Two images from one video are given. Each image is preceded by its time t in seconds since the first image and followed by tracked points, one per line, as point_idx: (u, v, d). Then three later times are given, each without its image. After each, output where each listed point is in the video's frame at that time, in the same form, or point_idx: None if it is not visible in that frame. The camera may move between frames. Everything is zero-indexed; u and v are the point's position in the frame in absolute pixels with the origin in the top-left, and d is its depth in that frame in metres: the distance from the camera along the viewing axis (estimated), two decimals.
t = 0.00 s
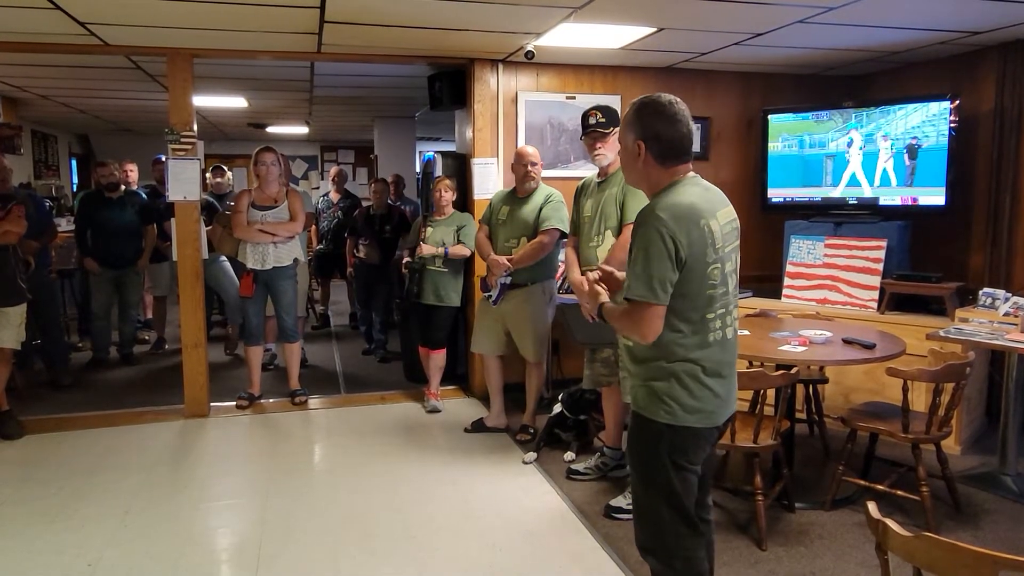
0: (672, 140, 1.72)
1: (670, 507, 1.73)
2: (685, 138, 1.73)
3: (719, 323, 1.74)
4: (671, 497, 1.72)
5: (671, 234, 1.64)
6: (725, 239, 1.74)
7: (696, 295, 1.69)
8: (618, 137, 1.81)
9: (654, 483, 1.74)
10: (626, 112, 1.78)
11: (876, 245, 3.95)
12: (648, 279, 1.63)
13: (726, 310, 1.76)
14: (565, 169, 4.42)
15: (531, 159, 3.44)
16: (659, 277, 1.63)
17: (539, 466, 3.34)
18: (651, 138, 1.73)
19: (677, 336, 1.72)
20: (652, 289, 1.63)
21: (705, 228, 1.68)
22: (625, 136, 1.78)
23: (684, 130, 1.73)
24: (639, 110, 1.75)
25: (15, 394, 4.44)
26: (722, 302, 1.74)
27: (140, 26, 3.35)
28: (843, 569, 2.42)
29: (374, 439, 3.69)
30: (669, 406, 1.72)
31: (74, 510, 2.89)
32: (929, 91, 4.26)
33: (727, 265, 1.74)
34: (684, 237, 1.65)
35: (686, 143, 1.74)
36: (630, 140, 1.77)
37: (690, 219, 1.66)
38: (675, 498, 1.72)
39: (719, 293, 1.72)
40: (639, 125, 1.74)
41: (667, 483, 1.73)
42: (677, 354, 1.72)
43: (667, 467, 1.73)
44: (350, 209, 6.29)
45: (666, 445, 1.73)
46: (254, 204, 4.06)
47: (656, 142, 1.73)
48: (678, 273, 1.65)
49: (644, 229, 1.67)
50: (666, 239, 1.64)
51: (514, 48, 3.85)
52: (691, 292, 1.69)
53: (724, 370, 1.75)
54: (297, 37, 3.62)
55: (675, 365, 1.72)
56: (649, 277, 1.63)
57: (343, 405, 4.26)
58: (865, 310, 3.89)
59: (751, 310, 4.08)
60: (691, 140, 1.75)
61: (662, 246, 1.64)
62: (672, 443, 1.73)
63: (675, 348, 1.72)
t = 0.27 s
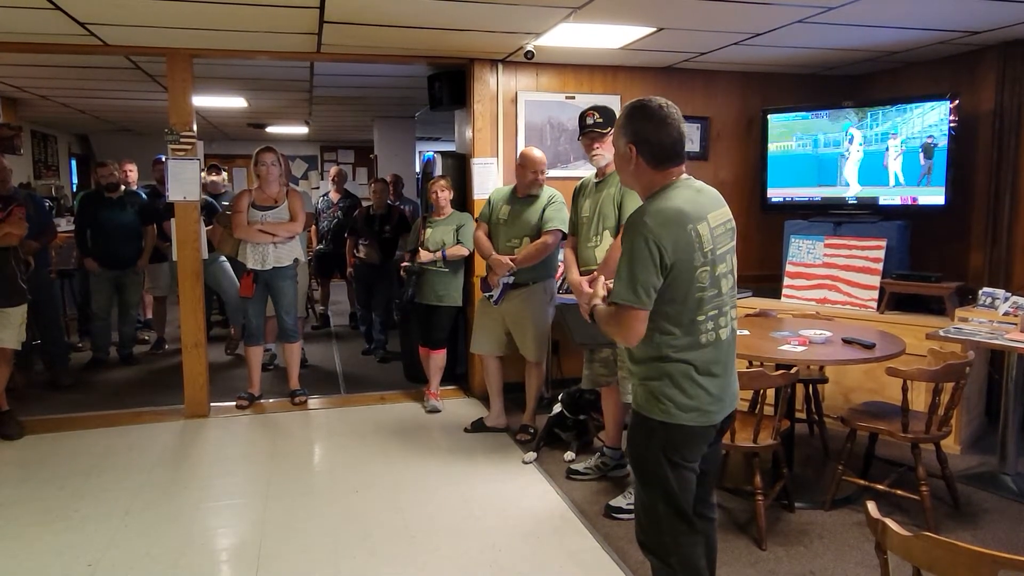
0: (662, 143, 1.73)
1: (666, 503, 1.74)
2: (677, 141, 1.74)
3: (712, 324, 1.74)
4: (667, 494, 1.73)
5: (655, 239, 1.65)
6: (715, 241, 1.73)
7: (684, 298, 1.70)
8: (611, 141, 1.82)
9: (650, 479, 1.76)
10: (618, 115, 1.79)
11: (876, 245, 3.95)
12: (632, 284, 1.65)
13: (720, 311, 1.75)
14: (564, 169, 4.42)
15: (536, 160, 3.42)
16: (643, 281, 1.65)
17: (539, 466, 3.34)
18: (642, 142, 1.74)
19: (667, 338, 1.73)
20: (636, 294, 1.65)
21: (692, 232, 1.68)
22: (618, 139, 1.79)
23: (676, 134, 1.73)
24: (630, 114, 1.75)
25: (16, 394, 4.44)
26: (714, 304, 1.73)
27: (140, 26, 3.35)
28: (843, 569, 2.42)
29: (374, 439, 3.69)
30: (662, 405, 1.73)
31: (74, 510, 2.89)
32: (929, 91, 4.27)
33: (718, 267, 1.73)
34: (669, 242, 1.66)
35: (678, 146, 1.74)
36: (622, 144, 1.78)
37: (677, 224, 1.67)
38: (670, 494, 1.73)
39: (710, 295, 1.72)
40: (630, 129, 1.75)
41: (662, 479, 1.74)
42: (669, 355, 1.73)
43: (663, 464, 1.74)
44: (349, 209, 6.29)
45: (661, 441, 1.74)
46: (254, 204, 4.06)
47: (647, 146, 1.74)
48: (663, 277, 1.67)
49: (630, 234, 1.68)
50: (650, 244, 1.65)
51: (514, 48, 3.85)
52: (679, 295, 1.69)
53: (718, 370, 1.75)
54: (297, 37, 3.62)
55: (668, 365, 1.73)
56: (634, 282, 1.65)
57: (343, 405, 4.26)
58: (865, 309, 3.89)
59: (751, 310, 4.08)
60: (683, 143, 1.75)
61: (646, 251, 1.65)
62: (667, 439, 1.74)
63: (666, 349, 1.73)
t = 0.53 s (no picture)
0: (659, 145, 1.73)
1: (663, 500, 1.74)
2: (673, 143, 1.74)
3: (707, 323, 1.74)
4: (663, 490, 1.74)
5: (649, 238, 1.65)
6: (711, 241, 1.73)
7: (679, 297, 1.70)
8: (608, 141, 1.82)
9: (646, 476, 1.76)
10: (616, 115, 1.79)
11: (876, 244, 3.95)
12: (627, 283, 1.65)
13: (714, 310, 1.75)
14: (564, 169, 4.42)
15: (538, 161, 3.42)
16: (637, 280, 1.65)
17: (539, 466, 3.34)
18: (638, 143, 1.74)
19: (662, 336, 1.73)
20: (631, 293, 1.65)
21: (687, 231, 1.69)
22: (615, 139, 1.79)
23: (673, 135, 1.73)
24: (627, 115, 1.75)
25: (15, 394, 4.44)
26: (709, 302, 1.73)
27: (139, 25, 3.35)
28: (843, 569, 2.42)
29: (374, 439, 3.69)
30: (659, 403, 1.73)
31: (74, 510, 2.89)
32: (928, 90, 4.27)
33: (713, 266, 1.73)
34: (664, 240, 1.66)
35: (675, 147, 1.75)
36: (620, 144, 1.78)
37: (671, 223, 1.67)
38: (667, 491, 1.73)
39: (705, 294, 1.72)
40: (627, 129, 1.75)
41: (659, 476, 1.74)
42: (665, 353, 1.73)
43: (659, 460, 1.74)
44: (349, 209, 6.29)
45: (657, 439, 1.74)
46: (254, 204, 4.05)
47: (643, 147, 1.74)
48: (658, 276, 1.67)
49: (624, 234, 1.68)
50: (644, 243, 1.65)
51: (513, 47, 3.85)
52: (674, 293, 1.70)
53: (713, 369, 1.75)
54: (296, 37, 3.62)
55: (663, 363, 1.73)
56: (628, 281, 1.65)
57: (342, 404, 4.26)
58: (865, 309, 3.89)
59: (751, 310, 4.08)
60: (680, 144, 1.75)
61: (641, 250, 1.65)
62: (662, 437, 1.74)
63: (662, 348, 1.73)
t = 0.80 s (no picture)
0: (660, 144, 1.73)
1: (661, 498, 1.74)
2: (674, 143, 1.74)
3: (708, 321, 1.74)
4: (662, 489, 1.74)
5: (651, 235, 1.66)
6: (711, 238, 1.74)
7: (679, 295, 1.70)
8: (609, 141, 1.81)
9: (645, 474, 1.76)
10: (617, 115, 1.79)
11: (875, 244, 3.95)
12: (629, 279, 1.66)
13: (714, 308, 1.75)
14: (564, 169, 4.42)
15: (530, 160, 3.41)
16: (639, 277, 1.65)
17: (539, 466, 3.35)
18: (639, 143, 1.74)
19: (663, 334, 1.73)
20: (633, 289, 1.65)
21: (688, 229, 1.69)
22: (616, 139, 1.79)
23: (674, 136, 1.74)
24: (629, 114, 1.75)
25: (15, 394, 4.44)
26: (709, 300, 1.74)
27: (139, 25, 3.35)
28: (842, 568, 2.42)
29: (374, 439, 3.69)
30: (659, 402, 1.74)
31: (74, 510, 2.89)
32: (927, 90, 4.27)
33: (713, 264, 1.74)
34: (665, 238, 1.66)
35: (675, 147, 1.75)
36: (620, 144, 1.78)
37: (673, 221, 1.67)
38: (666, 490, 1.73)
39: (705, 292, 1.73)
40: (628, 129, 1.75)
41: (657, 475, 1.74)
42: (666, 352, 1.73)
43: (658, 459, 1.74)
44: (349, 209, 6.30)
45: (656, 438, 1.74)
46: (254, 204, 4.06)
47: (644, 147, 1.74)
48: (659, 273, 1.67)
49: (626, 231, 1.69)
50: (646, 240, 1.65)
51: (513, 47, 3.85)
52: (675, 291, 1.70)
53: (713, 367, 1.75)
54: (296, 37, 3.62)
55: (664, 361, 1.74)
56: (630, 277, 1.66)
57: (342, 404, 4.26)
58: (864, 309, 3.89)
59: (751, 310, 4.08)
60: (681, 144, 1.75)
61: (643, 247, 1.65)
62: (662, 436, 1.74)
63: (663, 347, 1.74)
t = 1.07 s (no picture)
0: (666, 142, 1.73)
1: (660, 497, 1.74)
2: (679, 141, 1.74)
3: (711, 318, 1.74)
4: (661, 488, 1.74)
5: (658, 231, 1.65)
6: (715, 236, 1.74)
7: (684, 291, 1.70)
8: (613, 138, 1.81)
9: (645, 472, 1.76)
10: (622, 113, 1.78)
11: (875, 243, 3.95)
12: (634, 273, 1.65)
13: (718, 306, 1.76)
14: (564, 168, 4.42)
15: (522, 160, 3.41)
16: (644, 272, 1.65)
17: (539, 465, 3.34)
18: (645, 140, 1.74)
19: (666, 331, 1.73)
20: (638, 284, 1.65)
21: (693, 226, 1.69)
22: (621, 136, 1.79)
23: (679, 135, 1.74)
24: (635, 112, 1.75)
25: (15, 393, 4.44)
26: (713, 297, 1.74)
27: (138, 24, 3.34)
28: (842, 567, 2.42)
29: (374, 438, 3.69)
30: (660, 400, 1.73)
31: (73, 509, 2.89)
32: (928, 89, 4.27)
33: (717, 262, 1.74)
34: (671, 234, 1.66)
35: (680, 146, 1.75)
36: (625, 142, 1.77)
37: (679, 218, 1.68)
38: (664, 488, 1.73)
39: (709, 289, 1.73)
40: (634, 127, 1.75)
41: (657, 474, 1.74)
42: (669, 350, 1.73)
43: (658, 457, 1.74)
44: (348, 208, 6.29)
45: (657, 436, 1.74)
46: (254, 203, 4.05)
47: (650, 144, 1.74)
48: (665, 268, 1.67)
49: (632, 226, 1.68)
50: (653, 235, 1.65)
51: (513, 46, 3.85)
52: (679, 287, 1.70)
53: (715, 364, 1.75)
54: (296, 36, 3.61)
55: (666, 359, 1.73)
56: (636, 271, 1.65)
57: (342, 404, 4.26)
58: (865, 308, 3.89)
59: (751, 309, 4.08)
60: (686, 143, 1.75)
61: (649, 242, 1.65)
62: (662, 434, 1.74)
63: (666, 344, 1.73)
